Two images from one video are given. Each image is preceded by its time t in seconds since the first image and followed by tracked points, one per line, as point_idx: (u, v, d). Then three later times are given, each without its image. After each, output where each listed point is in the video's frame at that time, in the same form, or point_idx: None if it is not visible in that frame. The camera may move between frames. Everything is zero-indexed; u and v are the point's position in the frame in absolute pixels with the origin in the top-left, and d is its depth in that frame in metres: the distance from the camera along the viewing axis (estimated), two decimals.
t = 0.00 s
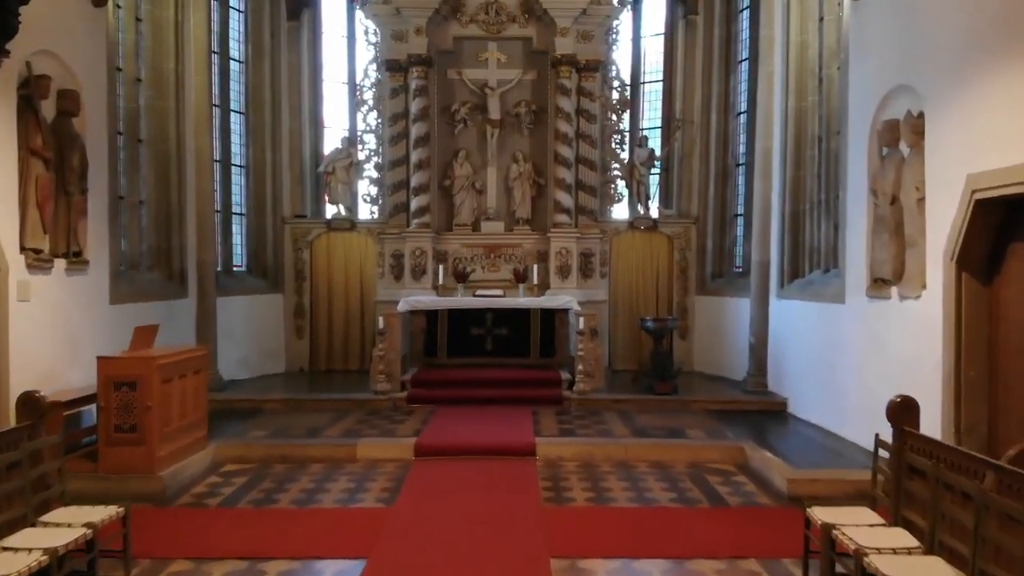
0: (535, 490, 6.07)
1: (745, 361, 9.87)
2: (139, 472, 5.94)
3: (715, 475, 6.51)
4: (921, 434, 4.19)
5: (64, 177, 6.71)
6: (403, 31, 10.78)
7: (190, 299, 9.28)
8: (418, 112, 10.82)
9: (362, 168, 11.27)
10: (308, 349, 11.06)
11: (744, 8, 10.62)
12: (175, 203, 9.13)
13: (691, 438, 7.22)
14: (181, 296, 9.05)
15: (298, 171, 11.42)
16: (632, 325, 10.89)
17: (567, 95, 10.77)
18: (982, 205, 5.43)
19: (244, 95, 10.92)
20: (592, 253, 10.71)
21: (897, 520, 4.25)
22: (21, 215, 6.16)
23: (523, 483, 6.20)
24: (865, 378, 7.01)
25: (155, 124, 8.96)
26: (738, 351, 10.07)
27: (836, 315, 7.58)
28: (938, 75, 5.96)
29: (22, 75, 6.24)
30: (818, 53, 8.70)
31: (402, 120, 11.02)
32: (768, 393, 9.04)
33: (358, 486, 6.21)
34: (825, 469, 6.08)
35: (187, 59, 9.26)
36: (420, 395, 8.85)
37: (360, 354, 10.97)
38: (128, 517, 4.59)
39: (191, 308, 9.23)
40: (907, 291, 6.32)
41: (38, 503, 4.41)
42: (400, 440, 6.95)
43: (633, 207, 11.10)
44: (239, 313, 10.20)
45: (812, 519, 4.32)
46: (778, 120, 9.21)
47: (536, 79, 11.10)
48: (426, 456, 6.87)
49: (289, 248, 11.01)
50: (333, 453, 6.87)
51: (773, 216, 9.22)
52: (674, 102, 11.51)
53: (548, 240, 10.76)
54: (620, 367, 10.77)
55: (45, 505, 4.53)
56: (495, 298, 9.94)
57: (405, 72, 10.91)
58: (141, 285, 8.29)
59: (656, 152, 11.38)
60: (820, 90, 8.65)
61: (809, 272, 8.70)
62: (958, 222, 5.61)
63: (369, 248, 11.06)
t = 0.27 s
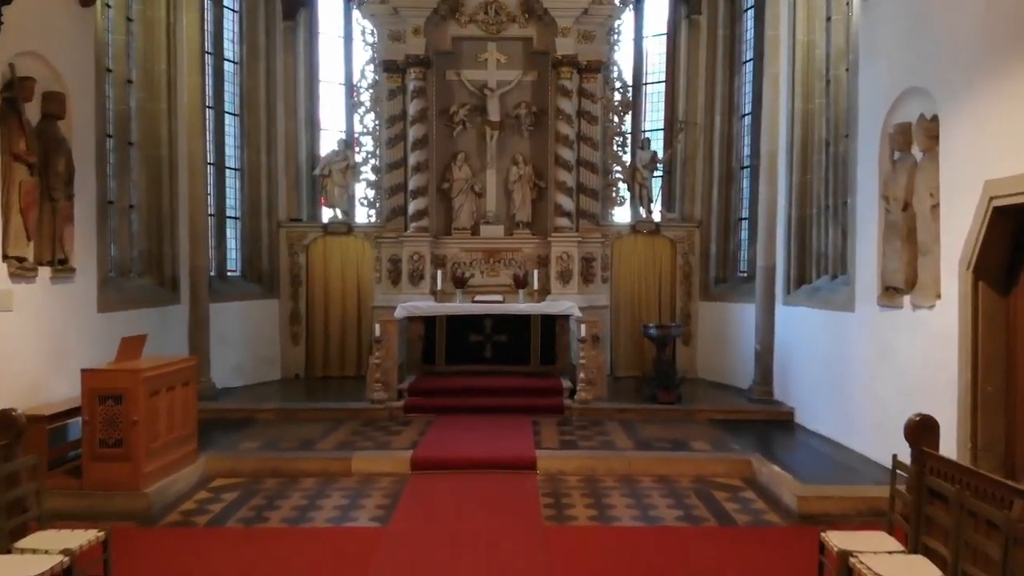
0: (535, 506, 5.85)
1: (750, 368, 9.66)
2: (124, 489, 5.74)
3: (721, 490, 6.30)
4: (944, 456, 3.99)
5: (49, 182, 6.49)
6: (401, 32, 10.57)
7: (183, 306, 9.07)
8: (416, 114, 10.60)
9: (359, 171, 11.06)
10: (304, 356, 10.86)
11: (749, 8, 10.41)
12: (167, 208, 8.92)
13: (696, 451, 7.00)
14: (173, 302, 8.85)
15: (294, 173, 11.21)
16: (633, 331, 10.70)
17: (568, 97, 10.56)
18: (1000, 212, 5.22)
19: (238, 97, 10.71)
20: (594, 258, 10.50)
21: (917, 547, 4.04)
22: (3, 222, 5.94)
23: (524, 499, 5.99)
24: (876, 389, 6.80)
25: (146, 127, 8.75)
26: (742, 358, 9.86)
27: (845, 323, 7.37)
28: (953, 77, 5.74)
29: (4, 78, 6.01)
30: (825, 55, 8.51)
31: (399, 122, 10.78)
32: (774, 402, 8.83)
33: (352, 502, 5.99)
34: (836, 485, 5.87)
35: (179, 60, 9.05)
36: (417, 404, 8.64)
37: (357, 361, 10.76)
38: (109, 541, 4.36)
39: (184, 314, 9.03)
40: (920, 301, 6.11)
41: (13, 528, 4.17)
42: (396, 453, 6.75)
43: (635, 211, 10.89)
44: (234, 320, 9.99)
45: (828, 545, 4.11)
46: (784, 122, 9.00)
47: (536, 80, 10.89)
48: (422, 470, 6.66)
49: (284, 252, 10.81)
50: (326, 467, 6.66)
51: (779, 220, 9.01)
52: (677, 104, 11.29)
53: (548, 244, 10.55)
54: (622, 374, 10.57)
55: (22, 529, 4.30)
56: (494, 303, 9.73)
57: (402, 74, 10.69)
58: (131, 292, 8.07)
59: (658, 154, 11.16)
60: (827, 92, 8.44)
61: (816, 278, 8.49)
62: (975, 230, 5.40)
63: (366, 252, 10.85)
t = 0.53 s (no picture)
0: (535, 522, 5.67)
1: (754, 375, 9.49)
2: (111, 505, 5.56)
3: (727, 504, 6.12)
4: (962, 478, 3.80)
5: (35, 188, 6.31)
6: (398, 32, 10.39)
7: (176, 312, 8.89)
8: (414, 116, 10.42)
9: (357, 174, 10.88)
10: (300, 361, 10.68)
11: (753, 8, 10.23)
12: (160, 213, 8.74)
13: (700, 462, 6.83)
14: (166, 309, 8.68)
15: (290, 176, 11.03)
16: (635, 336, 10.54)
17: (569, 98, 10.38)
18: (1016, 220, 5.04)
19: (233, 98, 10.53)
20: (595, 262, 10.32)
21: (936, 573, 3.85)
22: None
23: (524, 515, 5.81)
24: (886, 400, 6.62)
25: (138, 131, 8.57)
26: (747, 365, 9.68)
27: (853, 331, 7.19)
28: (967, 79, 5.55)
29: None
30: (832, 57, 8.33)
31: (397, 124, 10.58)
32: (779, 411, 8.65)
33: (347, 517, 5.82)
34: (846, 500, 5.69)
35: (173, 62, 8.87)
36: (415, 412, 8.46)
37: (354, 367, 10.59)
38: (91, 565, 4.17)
39: (177, 321, 8.85)
40: (932, 310, 5.93)
41: None
42: (392, 465, 6.57)
43: (637, 214, 10.71)
44: (229, 326, 9.82)
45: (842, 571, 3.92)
46: (789, 124, 8.82)
47: (536, 81, 10.72)
48: (419, 483, 6.47)
49: (281, 257, 10.63)
50: (321, 480, 6.48)
51: (785, 225, 8.83)
52: (679, 105, 11.11)
53: (549, 248, 10.38)
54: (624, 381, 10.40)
55: None
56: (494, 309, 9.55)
57: (400, 75, 10.51)
58: (123, 299, 7.90)
59: (661, 157, 10.99)
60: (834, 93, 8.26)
61: (823, 284, 8.31)
62: (991, 237, 5.22)
63: (363, 256, 10.68)
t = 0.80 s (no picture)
0: (536, 541, 5.49)
1: (759, 384, 9.30)
2: (95, 524, 5.36)
3: (733, 521, 5.94)
4: (985, 504, 3.60)
5: (21, 195, 6.12)
6: (396, 34, 10.21)
7: (168, 319, 8.70)
8: (412, 118, 10.23)
9: (354, 177, 10.69)
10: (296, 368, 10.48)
11: (757, 9, 10.04)
12: (152, 218, 8.54)
13: (705, 476, 6.64)
14: (158, 316, 8.49)
15: (286, 180, 10.84)
16: (636, 343, 10.37)
17: (570, 101, 10.19)
18: None
19: (227, 101, 10.34)
20: (596, 267, 10.12)
21: None
22: None
23: (524, 532, 5.63)
24: (897, 413, 6.43)
25: (130, 134, 8.38)
26: (751, 373, 9.49)
27: (862, 341, 7.01)
28: (982, 83, 5.37)
29: None
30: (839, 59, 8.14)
31: (394, 127, 10.38)
32: (785, 421, 8.45)
33: (341, 535, 5.63)
34: (857, 519, 5.50)
35: (165, 64, 8.67)
36: (413, 422, 8.27)
37: (351, 374, 10.41)
38: None
39: (170, 328, 8.67)
40: (945, 322, 5.75)
41: None
42: (388, 480, 6.38)
43: (639, 219, 10.53)
44: (223, 333, 9.63)
45: None
46: (795, 128, 8.63)
47: (537, 83, 10.53)
48: (416, 498, 6.29)
49: (276, 262, 10.44)
50: (315, 495, 6.29)
51: (790, 230, 8.65)
52: (682, 108, 10.92)
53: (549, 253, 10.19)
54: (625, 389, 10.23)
55: None
56: (493, 315, 9.37)
57: (398, 77, 10.31)
58: (113, 307, 7.71)
59: (663, 160, 10.80)
60: (841, 96, 8.07)
61: (829, 292, 8.12)
62: (1008, 248, 5.02)
63: (361, 261, 10.50)
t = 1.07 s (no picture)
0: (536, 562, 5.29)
1: (765, 394, 9.08)
2: (78, 547, 5.16)
3: (740, 542, 5.73)
4: (1008, 535, 3.42)
5: (4, 204, 5.90)
6: (393, 35, 9.99)
7: (160, 328, 8.50)
8: (409, 122, 10.01)
9: (350, 182, 10.49)
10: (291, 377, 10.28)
11: (762, 10, 9.83)
12: (142, 225, 8.33)
13: (711, 493, 6.43)
14: (149, 325, 8.29)
15: (281, 185, 10.64)
16: (638, 351, 10.18)
17: (572, 104, 9.97)
18: None
19: (221, 104, 10.13)
20: (598, 274, 9.91)
21: None
22: None
23: (524, 553, 5.43)
24: (909, 428, 6.22)
25: (119, 139, 8.17)
26: (756, 382, 9.28)
27: (872, 353, 6.80)
28: (1000, 88, 5.16)
29: None
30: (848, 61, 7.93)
31: (392, 131, 10.16)
32: (791, 433, 8.24)
33: (334, 557, 5.43)
34: (869, 541, 5.29)
35: (156, 67, 8.46)
36: (410, 435, 8.06)
37: (347, 382, 10.21)
38: None
39: (161, 337, 8.46)
40: (961, 336, 5.54)
41: None
42: (383, 498, 6.17)
43: (641, 224, 10.34)
44: (216, 341, 9.43)
45: None
46: (802, 133, 8.42)
47: (537, 85, 10.32)
48: (412, 516, 6.08)
49: (271, 268, 10.24)
50: (308, 513, 6.09)
51: (797, 237, 8.44)
52: (685, 110, 10.72)
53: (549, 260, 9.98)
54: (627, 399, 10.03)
55: None
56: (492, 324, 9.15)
57: (395, 80, 10.10)
58: (101, 316, 7.51)
59: (666, 164, 10.60)
60: (849, 101, 7.86)
61: (837, 300, 7.91)
62: None
63: (358, 267, 10.31)
